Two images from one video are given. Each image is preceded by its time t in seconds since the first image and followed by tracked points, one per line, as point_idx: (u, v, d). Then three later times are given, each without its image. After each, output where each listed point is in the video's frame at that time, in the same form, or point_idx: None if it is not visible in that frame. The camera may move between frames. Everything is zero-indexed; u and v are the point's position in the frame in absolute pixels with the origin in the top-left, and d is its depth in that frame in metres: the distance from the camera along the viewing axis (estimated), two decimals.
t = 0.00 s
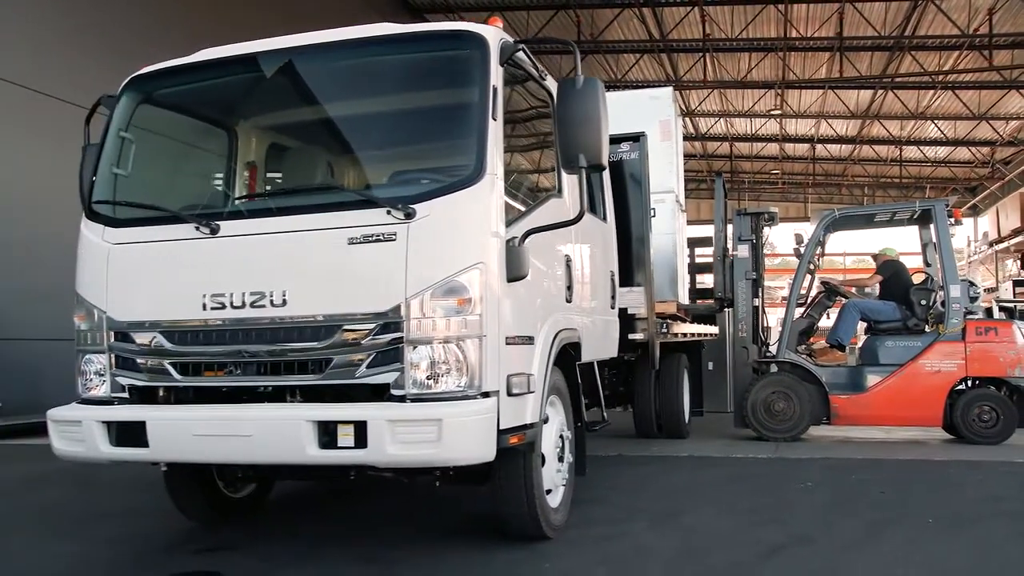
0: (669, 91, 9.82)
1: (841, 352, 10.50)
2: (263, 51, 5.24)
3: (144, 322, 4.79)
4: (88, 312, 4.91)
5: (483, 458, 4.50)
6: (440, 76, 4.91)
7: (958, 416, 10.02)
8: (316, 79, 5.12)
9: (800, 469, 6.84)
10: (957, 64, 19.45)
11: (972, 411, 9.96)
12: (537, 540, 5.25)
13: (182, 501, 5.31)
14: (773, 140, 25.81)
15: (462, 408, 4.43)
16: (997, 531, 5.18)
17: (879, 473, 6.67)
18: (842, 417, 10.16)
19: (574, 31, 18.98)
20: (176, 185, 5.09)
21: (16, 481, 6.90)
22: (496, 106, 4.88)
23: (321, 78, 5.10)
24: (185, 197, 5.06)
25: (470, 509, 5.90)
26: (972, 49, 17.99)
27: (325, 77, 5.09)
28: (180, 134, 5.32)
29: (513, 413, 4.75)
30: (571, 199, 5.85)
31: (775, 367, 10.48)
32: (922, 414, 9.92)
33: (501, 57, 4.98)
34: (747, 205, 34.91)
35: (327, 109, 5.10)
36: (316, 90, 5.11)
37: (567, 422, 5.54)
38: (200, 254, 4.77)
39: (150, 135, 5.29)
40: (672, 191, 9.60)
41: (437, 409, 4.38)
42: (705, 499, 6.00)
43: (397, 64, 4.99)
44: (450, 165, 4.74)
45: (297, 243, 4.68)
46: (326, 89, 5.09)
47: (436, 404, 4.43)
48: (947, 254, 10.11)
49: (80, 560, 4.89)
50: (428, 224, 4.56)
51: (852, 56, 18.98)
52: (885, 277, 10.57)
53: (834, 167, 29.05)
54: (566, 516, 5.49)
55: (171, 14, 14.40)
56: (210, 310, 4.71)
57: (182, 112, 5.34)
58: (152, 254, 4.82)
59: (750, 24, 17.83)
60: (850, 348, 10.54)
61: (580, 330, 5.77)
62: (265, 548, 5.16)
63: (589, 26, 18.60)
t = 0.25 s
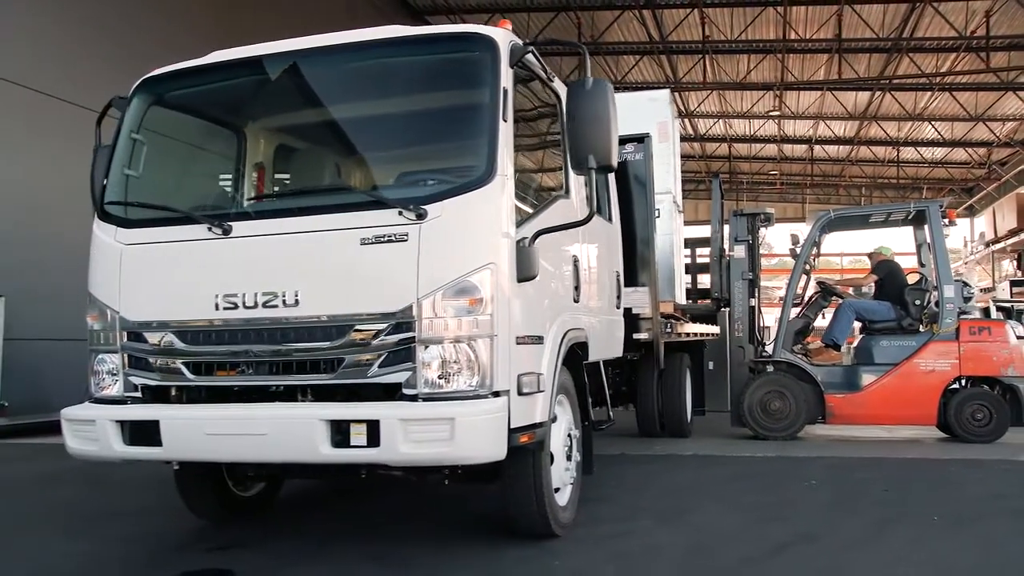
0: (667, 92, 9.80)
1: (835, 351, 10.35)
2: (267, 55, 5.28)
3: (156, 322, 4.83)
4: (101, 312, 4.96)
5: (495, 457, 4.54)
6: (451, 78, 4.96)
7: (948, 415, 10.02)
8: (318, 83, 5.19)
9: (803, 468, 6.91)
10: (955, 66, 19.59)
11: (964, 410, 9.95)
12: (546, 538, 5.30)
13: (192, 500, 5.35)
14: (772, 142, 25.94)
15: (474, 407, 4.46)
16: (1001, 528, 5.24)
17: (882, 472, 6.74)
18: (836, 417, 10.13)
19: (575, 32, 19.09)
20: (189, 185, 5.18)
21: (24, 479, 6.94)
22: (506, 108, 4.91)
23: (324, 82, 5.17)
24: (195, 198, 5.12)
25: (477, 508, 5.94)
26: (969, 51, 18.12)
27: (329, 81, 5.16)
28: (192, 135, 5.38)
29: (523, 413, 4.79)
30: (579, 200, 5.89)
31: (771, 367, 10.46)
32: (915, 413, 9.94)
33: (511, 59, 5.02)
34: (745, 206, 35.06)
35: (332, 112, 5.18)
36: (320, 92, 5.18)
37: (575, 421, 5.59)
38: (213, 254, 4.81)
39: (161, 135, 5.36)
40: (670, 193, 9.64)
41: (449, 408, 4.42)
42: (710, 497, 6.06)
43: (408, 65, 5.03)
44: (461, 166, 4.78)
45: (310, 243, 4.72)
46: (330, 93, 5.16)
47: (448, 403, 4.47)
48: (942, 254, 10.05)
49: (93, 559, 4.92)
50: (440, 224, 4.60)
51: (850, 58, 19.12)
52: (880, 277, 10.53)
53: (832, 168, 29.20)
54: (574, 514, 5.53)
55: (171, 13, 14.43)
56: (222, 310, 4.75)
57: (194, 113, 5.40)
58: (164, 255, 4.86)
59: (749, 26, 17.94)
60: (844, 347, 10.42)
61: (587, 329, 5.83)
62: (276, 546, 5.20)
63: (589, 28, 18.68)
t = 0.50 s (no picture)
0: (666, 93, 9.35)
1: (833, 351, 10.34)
2: (273, 57, 5.37)
3: (168, 322, 4.87)
4: (114, 311, 5.00)
5: (506, 455, 4.57)
6: (462, 80, 5.01)
7: (943, 415, 9.97)
8: (322, 87, 5.27)
9: (807, 466, 6.96)
10: (952, 67, 19.69)
11: (958, 410, 9.90)
12: (555, 536, 5.35)
13: (202, 499, 5.37)
14: (770, 142, 26.03)
15: (485, 405, 4.50)
16: (1005, 525, 5.29)
17: (886, 470, 6.79)
18: (832, 416, 10.07)
19: (574, 33, 19.15)
20: (200, 186, 5.23)
21: (31, 479, 6.95)
22: (517, 109, 4.96)
23: (330, 84, 5.25)
24: (206, 198, 5.19)
25: (484, 507, 5.98)
26: (966, 52, 18.22)
27: (335, 83, 5.24)
28: (203, 136, 5.44)
29: (533, 412, 4.83)
30: (587, 200, 5.93)
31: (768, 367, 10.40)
32: (910, 411, 9.86)
33: (522, 61, 5.07)
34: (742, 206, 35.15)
35: (337, 113, 5.24)
36: (325, 94, 5.25)
37: (582, 419, 5.63)
38: (226, 254, 4.86)
39: (173, 136, 5.43)
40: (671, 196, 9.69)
41: (462, 407, 4.45)
42: (715, 495, 6.11)
43: (420, 67, 5.08)
44: (473, 167, 4.83)
45: (322, 243, 4.76)
46: (336, 96, 5.24)
47: (460, 402, 4.51)
48: (937, 254, 10.02)
49: (106, 558, 4.95)
50: (452, 224, 4.64)
51: (849, 59, 19.23)
52: (875, 277, 10.41)
53: (829, 168, 29.30)
54: (582, 513, 5.57)
55: (171, 13, 14.46)
56: (235, 309, 4.79)
57: (206, 116, 5.47)
58: (175, 255, 4.90)
59: (748, 28, 18.02)
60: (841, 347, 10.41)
61: (594, 329, 5.89)
62: (287, 545, 5.24)
63: (590, 28, 18.79)
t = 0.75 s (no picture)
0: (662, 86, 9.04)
1: (830, 349, 10.45)
2: (277, 59, 5.41)
3: (181, 321, 4.93)
4: (127, 311, 5.08)
5: (517, 453, 4.60)
6: (472, 81, 5.05)
7: (939, 413, 10.05)
8: (329, 88, 5.32)
9: (811, 464, 7.02)
10: (950, 68, 19.81)
11: (954, 408, 9.98)
12: (564, 534, 5.39)
13: (213, 497, 5.41)
14: (768, 142, 26.14)
15: (497, 404, 4.54)
16: (1009, 522, 5.35)
17: (889, 468, 6.85)
18: (831, 414, 10.12)
19: (575, 34, 19.25)
20: (211, 186, 5.28)
21: (42, 477, 7.00)
22: (527, 109, 5.01)
23: (337, 85, 5.29)
24: (217, 198, 5.25)
25: (492, 505, 6.03)
26: (963, 53, 18.33)
27: (343, 84, 5.28)
28: (216, 138, 5.56)
29: (543, 410, 4.87)
30: (594, 200, 5.98)
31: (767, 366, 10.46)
32: (908, 410, 9.91)
33: (531, 62, 5.11)
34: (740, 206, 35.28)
35: (340, 114, 5.31)
36: (330, 96, 5.31)
37: (589, 418, 5.68)
38: (238, 254, 4.91)
39: (186, 138, 5.52)
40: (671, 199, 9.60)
41: (473, 405, 4.49)
42: (721, 493, 6.16)
43: (430, 68, 5.12)
44: (483, 167, 4.86)
45: (333, 243, 4.79)
46: (342, 97, 5.28)
47: (472, 401, 4.54)
48: (933, 254, 10.08)
49: (118, 556, 4.99)
50: (463, 224, 4.68)
51: (847, 60, 19.35)
52: (874, 278, 10.48)
53: (827, 168, 29.43)
54: (590, 510, 5.62)
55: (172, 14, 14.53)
56: (247, 308, 4.83)
57: (218, 117, 5.57)
58: (187, 256, 4.97)
59: (748, 29, 18.12)
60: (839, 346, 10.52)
61: (601, 328, 5.94)
62: (298, 542, 5.28)
63: (590, 29, 18.91)
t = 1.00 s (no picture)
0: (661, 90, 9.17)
1: (827, 348, 10.52)
2: (281, 61, 5.49)
3: (191, 321, 4.97)
4: (137, 310, 5.12)
5: (525, 452, 4.64)
6: (480, 82, 5.09)
7: (936, 412, 10.13)
8: (335, 90, 5.36)
9: (812, 463, 7.08)
10: (945, 70, 19.94)
11: (950, 407, 10.06)
12: (570, 532, 5.43)
13: (222, 495, 5.45)
14: (765, 144, 26.27)
15: (506, 403, 4.57)
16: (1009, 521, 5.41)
17: (890, 467, 6.92)
18: (828, 413, 10.17)
19: (574, 36, 19.35)
20: (219, 186, 5.33)
21: (50, 475, 7.04)
22: (534, 111, 5.05)
23: (344, 87, 5.34)
24: (224, 198, 5.29)
25: (496, 504, 6.07)
26: (959, 55, 18.45)
27: (350, 86, 5.32)
28: (223, 138, 5.56)
29: (551, 409, 4.91)
30: (598, 200, 6.03)
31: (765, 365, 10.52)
32: (905, 409, 10.00)
33: (538, 64, 5.16)
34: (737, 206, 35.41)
35: (344, 117, 5.36)
36: (331, 98, 5.37)
37: (595, 417, 5.72)
38: (248, 254, 4.95)
39: (194, 138, 5.56)
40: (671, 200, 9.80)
41: (483, 404, 4.53)
42: (723, 491, 6.22)
43: (438, 70, 5.16)
44: (492, 168, 4.90)
45: (341, 243, 4.82)
46: (349, 99, 5.32)
47: (481, 400, 4.58)
48: (929, 255, 10.13)
49: (128, 554, 5.02)
50: (472, 224, 4.71)
51: (844, 62, 19.48)
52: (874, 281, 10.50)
53: (823, 169, 29.56)
54: (595, 509, 5.67)
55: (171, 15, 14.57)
56: (257, 308, 4.87)
57: (225, 118, 5.59)
58: (197, 256, 5.00)
59: (745, 31, 18.23)
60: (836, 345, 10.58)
61: (606, 328, 6.01)
62: (305, 540, 5.31)
63: (589, 31, 19.00)
